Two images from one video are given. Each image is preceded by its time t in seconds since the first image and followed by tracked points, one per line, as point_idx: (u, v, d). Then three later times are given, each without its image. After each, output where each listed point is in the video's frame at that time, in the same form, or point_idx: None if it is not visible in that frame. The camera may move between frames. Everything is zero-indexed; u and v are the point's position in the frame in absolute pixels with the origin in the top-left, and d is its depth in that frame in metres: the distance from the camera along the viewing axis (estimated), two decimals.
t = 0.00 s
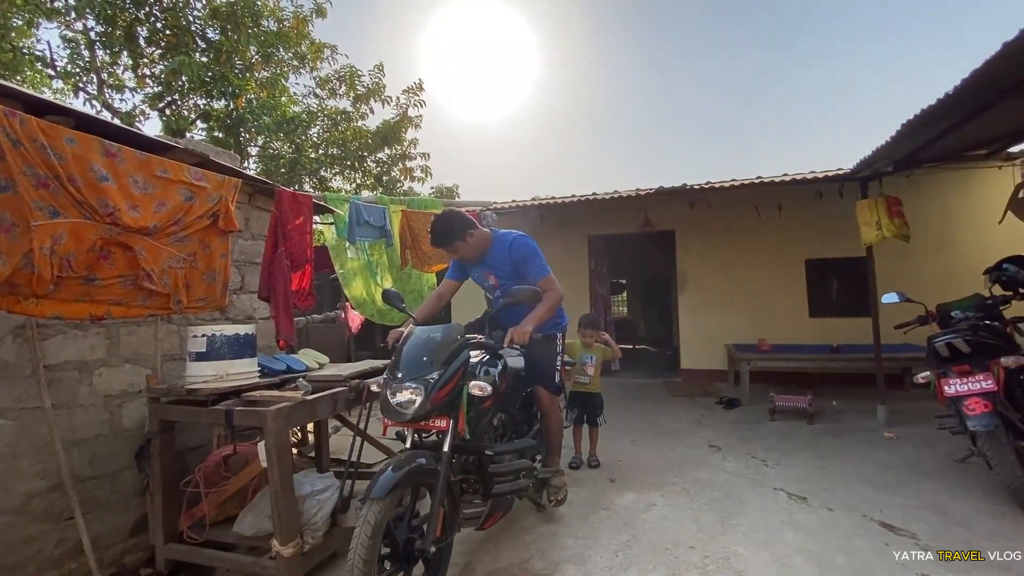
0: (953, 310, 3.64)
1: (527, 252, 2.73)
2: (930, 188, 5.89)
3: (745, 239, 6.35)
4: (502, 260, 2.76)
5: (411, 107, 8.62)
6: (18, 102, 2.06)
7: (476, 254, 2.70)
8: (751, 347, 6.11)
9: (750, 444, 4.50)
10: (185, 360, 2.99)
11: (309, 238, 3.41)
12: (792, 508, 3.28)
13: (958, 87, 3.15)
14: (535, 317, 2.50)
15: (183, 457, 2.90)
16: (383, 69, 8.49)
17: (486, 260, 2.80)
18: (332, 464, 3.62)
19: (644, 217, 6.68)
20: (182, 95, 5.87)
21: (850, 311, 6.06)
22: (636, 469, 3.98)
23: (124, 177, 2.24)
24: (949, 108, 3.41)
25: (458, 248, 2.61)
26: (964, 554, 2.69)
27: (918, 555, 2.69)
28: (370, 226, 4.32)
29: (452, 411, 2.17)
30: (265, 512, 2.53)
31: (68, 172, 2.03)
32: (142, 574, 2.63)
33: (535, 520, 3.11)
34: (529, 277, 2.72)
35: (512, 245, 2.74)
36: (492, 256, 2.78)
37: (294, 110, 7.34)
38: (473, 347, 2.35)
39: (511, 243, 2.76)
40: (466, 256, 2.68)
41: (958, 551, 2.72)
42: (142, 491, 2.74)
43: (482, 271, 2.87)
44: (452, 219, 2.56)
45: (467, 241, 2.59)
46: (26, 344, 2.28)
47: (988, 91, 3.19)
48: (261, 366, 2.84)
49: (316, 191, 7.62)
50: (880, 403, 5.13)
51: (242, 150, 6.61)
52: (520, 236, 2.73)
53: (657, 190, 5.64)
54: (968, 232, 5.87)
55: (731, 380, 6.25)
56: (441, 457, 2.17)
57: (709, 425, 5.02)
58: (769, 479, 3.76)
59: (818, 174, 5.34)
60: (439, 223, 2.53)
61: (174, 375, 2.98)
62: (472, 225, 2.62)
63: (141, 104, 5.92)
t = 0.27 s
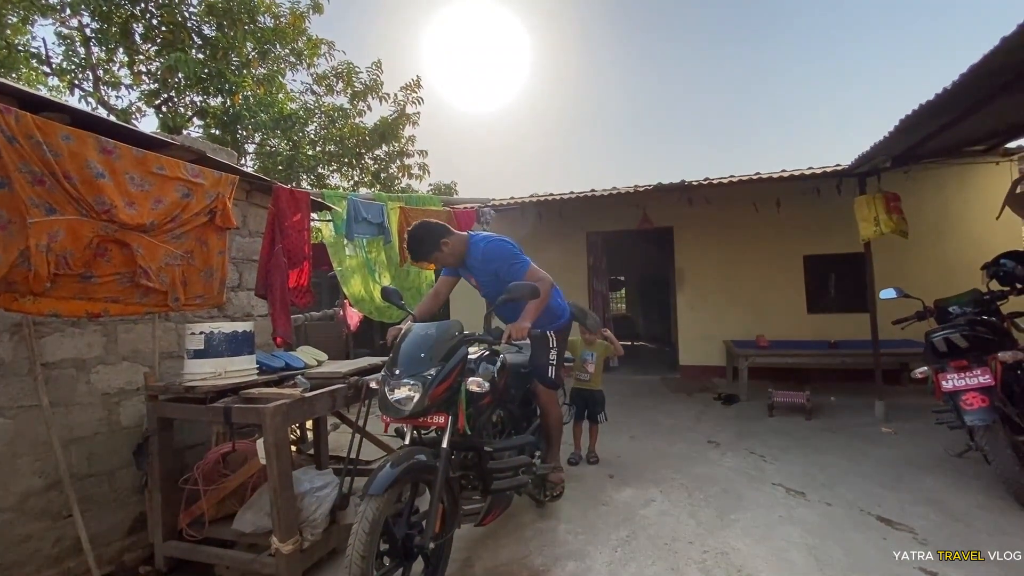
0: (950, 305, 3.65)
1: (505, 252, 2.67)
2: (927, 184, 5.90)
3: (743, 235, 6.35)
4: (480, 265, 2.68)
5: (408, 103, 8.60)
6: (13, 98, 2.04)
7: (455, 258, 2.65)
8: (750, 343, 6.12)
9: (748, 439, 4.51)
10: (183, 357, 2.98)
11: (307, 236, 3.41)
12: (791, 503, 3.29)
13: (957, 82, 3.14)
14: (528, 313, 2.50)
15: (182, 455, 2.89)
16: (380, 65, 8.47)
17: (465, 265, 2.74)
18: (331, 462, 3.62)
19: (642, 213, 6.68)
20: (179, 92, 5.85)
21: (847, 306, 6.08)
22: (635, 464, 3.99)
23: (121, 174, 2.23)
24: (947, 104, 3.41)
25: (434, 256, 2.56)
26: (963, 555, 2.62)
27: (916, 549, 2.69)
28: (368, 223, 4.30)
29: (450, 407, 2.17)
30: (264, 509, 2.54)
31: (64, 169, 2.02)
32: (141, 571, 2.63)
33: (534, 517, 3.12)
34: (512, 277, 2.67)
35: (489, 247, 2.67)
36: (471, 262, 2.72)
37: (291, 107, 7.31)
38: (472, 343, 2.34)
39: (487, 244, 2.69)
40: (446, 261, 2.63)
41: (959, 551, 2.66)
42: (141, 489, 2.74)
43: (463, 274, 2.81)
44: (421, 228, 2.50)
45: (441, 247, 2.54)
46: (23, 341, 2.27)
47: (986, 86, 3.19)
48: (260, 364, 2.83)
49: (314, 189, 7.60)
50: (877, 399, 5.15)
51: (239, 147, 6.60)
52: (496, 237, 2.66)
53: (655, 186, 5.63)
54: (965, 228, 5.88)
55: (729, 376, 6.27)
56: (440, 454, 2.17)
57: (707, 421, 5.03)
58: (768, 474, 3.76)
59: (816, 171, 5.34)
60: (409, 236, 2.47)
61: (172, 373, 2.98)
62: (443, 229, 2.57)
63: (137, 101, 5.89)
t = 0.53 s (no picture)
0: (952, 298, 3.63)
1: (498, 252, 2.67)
2: (930, 177, 5.87)
3: (745, 228, 6.33)
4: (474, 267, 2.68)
5: (409, 96, 8.56)
6: (10, 89, 2.03)
7: (449, 263, 2.66)
8: (751, 336, 6.11)
9: (748, 432, 4.51)
10: (184, 350, 2.98)
11: (307, 229, 3.44)
12: (791, 495, 3.29)
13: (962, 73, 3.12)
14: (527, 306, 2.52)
15: (183, 447, 2.89)
16: (380, 57, 8.42)
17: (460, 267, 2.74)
18: (332, 454, 3.63)
19: (643, 206, 6.66)
20: (178, 84, 5.82)
21: (848, 299, 6.07)
22: (636, 457, 3.99)
23: (119, 166, 2.22)
24: (951, 95, 3.38)
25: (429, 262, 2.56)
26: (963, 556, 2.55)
27: (915, 541, 2.70)
28: (368, 216, 4.29)
29: (450, 399, 2.18)
30: (266, 500, 2.54)
31: (62, 161, 2.01)
32: (144, 563, 2.64)
33: (535, 509, 3.12)
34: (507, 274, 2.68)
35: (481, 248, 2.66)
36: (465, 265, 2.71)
37: (291, 100, 7.28)
38: (472, 335, 2.35)
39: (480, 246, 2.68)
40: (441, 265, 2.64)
41: (960, 553, 2.58)
42: (143, 481, 2.74)
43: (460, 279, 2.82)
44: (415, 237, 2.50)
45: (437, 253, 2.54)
46: (23, 334, 2.27)
47: (991, 77, 3.16)
48: (261, 356, 2.83)
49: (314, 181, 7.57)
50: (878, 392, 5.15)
51: (239, 140, 6.58)
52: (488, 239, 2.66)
53: (657, 179, 5.61)
54: (968, 221, 5.85)
55: (730, 369, 6.27)
56: (441, 446, 2.17)
57: (708, 414, 5.04)
58: (768, 466, 3.77)
59: (818, 163, 5.31)
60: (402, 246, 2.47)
61: (173, 365, 2.98)
62: (436, 235, 2.56)
63: (137, 93, 5.87)
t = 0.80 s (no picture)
0: (956, 292, 3.59)
1: (509, 248, 2.69)
2: (935, 169, 5.84)
3: (748, 221, 6.30)
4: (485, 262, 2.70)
5: (410, 87, 8.52)
6: (10, 78, 2.02)
7: (462, 260, 2.66)
8: (753, 329, 6.11)
9: (750, 425, 4.51)
10: (186, 341, 2.98)
11: (310, 220, 3.37)
12: (792, 487, 3.30)
13: (970, 63, 3.09)
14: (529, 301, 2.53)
15: (186, 438, 2.90)
16: (382, 48, 8.37)
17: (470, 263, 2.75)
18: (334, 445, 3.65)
19: (646, 199, 6.63)
20: (179, 74, 5.79)
21: (851, 292, 6.06)
22: (637, 449, 4.00)
23: (119, 156, 2.20)
24: (958, 86, 3.35)
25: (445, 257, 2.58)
26: (963, 554, 2.50)
27: (916, 534, 2.71)
28: (370, 208, 4.26)
29: (453, 391, 2.17)
30: (269, 491, 2.56)
31: (62, 151, 2.00)
32: (148, 552, 2.66)
33: (536, 500, 3.13)
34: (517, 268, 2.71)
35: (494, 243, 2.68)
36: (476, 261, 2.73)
37: (292, 91, 7.25)
38: (474, 328, 2.34)
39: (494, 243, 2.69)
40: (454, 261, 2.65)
41: (960, 553, 2.51)
42: (146, 471, 2.75)
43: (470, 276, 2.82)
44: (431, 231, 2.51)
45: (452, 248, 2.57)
46: (25, 324, 2.27)
47: (998, 69, 3.13)
48: (263, 347, 2.83)
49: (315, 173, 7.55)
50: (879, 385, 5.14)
51: (240, 131, 6.56)
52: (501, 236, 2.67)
53: (660, 171, 5.58)
54: (972, 214, 5.82)
55: (731, 362, 6.27)
56: (443, 438, 2.18)
57: (709, 407, 5.04)
58: (769, 459, 3.77)
59: (823, 156, 5.28)
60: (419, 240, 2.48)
61: (176, 356, 2.98)
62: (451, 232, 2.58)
63: (137, 83, 5.84)
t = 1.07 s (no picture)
0: (957, 288, 3.60)
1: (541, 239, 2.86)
2: (938, 165, 5.82)
3: (749, 216, 6.29)
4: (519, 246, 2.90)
5: (411, 80, 8.48)
6: (10, 70, 2.02)
7: (495, 237, 2.87)
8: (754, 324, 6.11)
9: (749, 420, 4.52)
10: (187, 334, 2.98)
11: (310, 214, 3.36)
12: (791, 482, 3.31)
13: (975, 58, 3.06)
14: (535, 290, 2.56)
15: (188, 431, 2.91)
16: (382, 41, 8.33)
17: (505, 246, 2.95)
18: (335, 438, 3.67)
19: (648, 193, 6.61)
20: (179, 67, 5.77)
21: (852, 288, 6.06)
22: (636, 443, 4.01)
23: (120, 149, 2.20)
24: (962, 81, 3.33)
25: (482, 227, 2.81)
26: (962, 555, 2.46)
27: (915, 529, 2.71)
28: (370, 201, 4.25)
29: (457, 380, 2.19)
30: (270, 483, 2.57)
31: (62, 143, 2.00)
32: (150, 544, 2.67)
33: (536, 493, 3.15)
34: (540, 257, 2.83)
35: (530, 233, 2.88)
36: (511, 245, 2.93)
37: (292, 84, 7.23)
38: (479, 318, 2.35)
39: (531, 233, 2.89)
40: (490, 237, 2.87)
41: (960, 553, 2.48)
42: (148, 463, 2.77)
43: (502, 259, 3.01)
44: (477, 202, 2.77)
45: (490, 221, 2.80)
46: (27, 317, 2.28)
47: (1003, 64, 3.12)
48: (264, 341, 2.83)
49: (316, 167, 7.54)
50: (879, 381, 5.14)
51: (240, 124, 6.54)
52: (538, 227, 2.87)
53: (661, 166, 5.56)
54: (975, 210, 5.80)
55: (731, 357, 6.27)
56: (445, 429, 2.19)
57: (709, 402, 5.04)
58: (768, 454, 3.78)
59: (825, 151, 5.26)
60: (464, 205, 2.76)
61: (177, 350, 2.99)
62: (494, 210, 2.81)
63: (137, 76, 5.82)
